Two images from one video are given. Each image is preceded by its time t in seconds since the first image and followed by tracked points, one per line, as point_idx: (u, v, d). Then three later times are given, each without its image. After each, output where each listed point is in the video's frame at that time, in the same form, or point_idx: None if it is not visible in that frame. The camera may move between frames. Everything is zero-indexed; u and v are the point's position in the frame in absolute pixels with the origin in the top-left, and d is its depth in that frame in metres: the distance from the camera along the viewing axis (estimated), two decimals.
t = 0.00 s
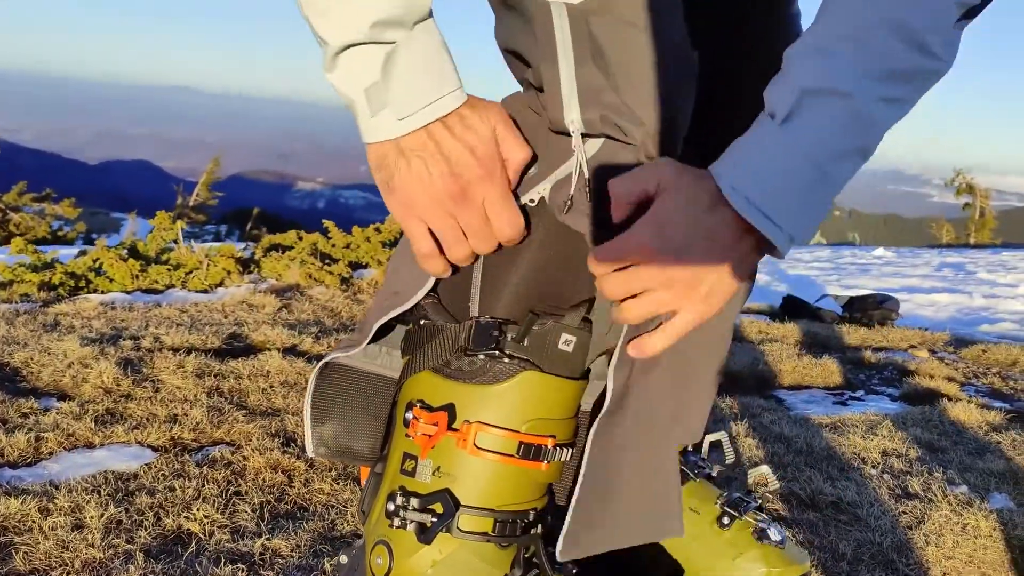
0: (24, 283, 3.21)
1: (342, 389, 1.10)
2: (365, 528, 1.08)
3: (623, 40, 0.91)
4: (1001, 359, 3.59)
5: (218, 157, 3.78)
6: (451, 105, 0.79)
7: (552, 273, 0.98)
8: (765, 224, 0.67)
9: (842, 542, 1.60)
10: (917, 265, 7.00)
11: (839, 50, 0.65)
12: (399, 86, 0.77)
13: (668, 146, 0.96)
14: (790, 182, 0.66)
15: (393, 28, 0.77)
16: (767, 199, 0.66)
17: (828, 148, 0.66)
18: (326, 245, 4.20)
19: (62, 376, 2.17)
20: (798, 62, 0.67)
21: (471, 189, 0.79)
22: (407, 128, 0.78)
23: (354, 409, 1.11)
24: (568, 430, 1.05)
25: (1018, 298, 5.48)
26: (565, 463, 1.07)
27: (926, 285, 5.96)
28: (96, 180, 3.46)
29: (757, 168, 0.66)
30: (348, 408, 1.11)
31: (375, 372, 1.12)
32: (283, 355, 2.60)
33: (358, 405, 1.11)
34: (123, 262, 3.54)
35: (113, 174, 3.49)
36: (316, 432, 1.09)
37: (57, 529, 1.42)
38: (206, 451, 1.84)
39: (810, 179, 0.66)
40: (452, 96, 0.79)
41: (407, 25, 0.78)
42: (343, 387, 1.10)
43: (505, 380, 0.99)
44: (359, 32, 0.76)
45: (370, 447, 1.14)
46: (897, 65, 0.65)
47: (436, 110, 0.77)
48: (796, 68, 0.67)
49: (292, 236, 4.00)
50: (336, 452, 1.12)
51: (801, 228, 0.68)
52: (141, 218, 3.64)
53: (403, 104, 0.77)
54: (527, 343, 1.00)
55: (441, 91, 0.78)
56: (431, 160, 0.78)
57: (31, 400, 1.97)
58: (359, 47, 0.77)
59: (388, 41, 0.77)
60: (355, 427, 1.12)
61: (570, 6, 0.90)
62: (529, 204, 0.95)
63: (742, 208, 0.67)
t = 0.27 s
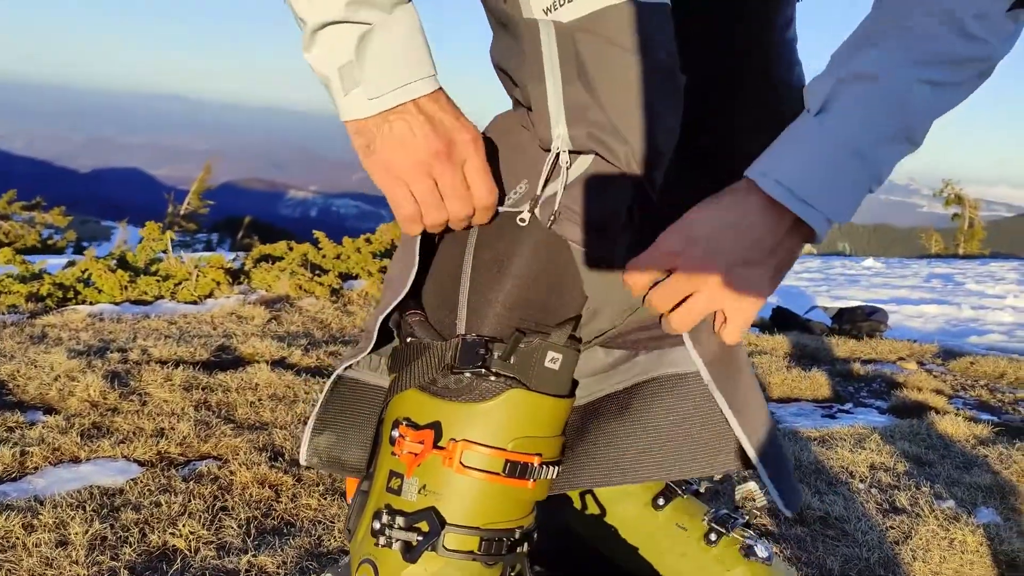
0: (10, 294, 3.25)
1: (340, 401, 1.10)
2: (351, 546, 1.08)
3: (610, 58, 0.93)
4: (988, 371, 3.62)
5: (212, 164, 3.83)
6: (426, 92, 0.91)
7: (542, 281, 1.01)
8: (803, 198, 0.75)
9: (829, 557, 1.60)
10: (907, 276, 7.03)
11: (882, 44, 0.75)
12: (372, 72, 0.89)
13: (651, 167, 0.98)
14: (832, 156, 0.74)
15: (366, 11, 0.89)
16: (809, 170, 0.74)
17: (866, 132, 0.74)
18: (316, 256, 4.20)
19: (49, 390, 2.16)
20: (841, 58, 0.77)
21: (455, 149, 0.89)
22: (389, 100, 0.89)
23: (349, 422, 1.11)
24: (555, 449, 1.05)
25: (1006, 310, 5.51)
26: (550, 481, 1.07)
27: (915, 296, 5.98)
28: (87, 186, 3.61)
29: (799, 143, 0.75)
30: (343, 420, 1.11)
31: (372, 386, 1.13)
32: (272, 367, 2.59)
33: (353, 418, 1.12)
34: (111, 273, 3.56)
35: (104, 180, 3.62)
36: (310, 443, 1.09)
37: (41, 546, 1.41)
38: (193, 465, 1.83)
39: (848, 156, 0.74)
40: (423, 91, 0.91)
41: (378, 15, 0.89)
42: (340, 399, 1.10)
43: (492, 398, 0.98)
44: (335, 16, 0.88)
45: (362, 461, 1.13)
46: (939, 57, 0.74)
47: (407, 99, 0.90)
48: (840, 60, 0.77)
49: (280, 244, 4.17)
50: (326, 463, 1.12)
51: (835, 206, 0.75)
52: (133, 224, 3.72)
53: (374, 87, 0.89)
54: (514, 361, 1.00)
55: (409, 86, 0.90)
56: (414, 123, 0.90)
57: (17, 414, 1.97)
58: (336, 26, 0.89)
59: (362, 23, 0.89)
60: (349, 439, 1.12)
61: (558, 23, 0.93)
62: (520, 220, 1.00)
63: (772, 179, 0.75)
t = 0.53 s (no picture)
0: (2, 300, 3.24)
1: (312, 413, 1.11)
2: (332, 554, 1.08)
3: (592, 66, 0.96)
4: (976, 378, 3.63)
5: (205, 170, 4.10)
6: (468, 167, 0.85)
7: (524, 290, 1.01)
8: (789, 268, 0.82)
9: (815, 564, 1.60)
10: (898, 284, 7.05)
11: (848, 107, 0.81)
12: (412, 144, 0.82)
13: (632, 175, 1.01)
14: (810, 224, 0.81)
15: (407, 77, 0.83)
16: (794, 242, 0.81)
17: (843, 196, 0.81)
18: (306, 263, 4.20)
19: (35, 397, 2.15)
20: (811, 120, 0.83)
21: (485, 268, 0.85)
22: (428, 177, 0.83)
23: (325, 434, 1.12)
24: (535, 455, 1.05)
25: (995, 317, 5.53)
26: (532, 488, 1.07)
27: (906, 303, 6.00)
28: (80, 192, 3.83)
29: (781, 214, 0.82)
30: (318, 432, 1.12)
31: (348, 396, 1.13)
32: (260, 374, 2.59)
33: (328, 430, 1.12)
34: (100, 279, 3.51)
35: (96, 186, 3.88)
36: (284, 456, 1.09)
37: (24, 553, 1.40)
38: (178, 472, 1.83)
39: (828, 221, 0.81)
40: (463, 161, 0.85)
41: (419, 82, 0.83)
42: (313, 412, 1.11)
43: (472, 406, 0.99)
44: (371, 86, 0.82)
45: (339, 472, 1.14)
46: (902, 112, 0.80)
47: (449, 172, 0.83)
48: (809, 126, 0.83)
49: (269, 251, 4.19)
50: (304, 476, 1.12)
51: (823, 270, 0.82)
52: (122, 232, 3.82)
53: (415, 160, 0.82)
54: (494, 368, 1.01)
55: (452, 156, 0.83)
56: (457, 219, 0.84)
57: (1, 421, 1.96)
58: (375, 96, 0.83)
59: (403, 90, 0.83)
60: (325, 451, 1.13)
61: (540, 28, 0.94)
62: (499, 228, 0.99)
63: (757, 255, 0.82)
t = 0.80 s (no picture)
0: None
1: (304, 421, 1.11)
2: (324, 559, 1.08)
3: (584, 66, 0.95)
4: (971, 382, 3.63)
5: (201, 173, 4.09)
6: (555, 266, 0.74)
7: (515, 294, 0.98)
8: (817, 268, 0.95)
9: (809, 569, 1.60)
10: (892, 288, 7.06)
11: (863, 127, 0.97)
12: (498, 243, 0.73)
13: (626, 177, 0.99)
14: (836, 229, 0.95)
15: (498, 173, 0.73)
16: (821, 243, 0.95)
17: (861, 202, 0.95)
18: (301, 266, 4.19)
19: (28, 400, 2.14)
20: (829, 135, 0.99)
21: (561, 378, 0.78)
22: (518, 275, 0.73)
23: (319, 440, 1.13)
24: (527, 460, 1.04)
25: (989, 322, 5.54)
26: (525, 495, 1.07)
27: (900, 308, 6.01)
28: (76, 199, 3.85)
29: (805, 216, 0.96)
30: (310, 439, 1.12)
31: (340, 402, 1.13)
32: (255, 378, 2.58)
33: (320, 436, 1.13)
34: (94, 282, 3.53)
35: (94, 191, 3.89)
36: (275, 461, 1.10)
37: (16, 557, 1.40)
38: (172, 475, 1.82)
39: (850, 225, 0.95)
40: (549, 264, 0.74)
41: (510, 178, 0.74)
42: (305, 419, 1.11)
43: (465, 411, 0.98)
44: (459, 181, 0.73)
45: (332, 477, 1.15)
46: (907, 129, 0.95)
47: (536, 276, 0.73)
48: (827, 141, 0.98)
49: (264, 255, 4.18)
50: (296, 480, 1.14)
51: (846, 271, 0.96)
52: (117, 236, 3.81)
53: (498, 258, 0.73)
54: (486, 372, 0.99)
55: (544, 261, 0.72)
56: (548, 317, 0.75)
57: None
58: (462, 193, 0.74)
59: (491, 188, 0.73)
60: (317, 457, 1.14)
61: (532, 29, 0.96)
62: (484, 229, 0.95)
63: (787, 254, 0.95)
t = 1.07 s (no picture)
0: None
1: (297, 428, 1.10)
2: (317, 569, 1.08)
3: (579, 74, 0.93)
4: (966, 389, 3.64)
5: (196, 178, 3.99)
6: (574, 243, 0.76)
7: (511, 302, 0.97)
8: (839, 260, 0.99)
9: None
10: (888, 295, 7.07)
11: (878, 127, 1.02)
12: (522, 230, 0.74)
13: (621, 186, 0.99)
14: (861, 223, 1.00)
15: (520, 161, 0.74)
16: (845, 237, 0.99)
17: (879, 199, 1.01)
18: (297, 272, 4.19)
19: (21, 407, 2.13)
20: (842, 136, 1.04)
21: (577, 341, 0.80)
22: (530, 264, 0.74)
23: (312, 448, 1.12)
24: (522, 471, 1.04)
25: (984, 328, 5.55)
26: (519, 505, 1.07)
27: (895, 314, 6.02)
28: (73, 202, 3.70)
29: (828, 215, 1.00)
30: (302, 447, 1.12)
31: (332, 409, 1.13)
32: (250, 384, 2.57)
33: (312, 444, 1.12)
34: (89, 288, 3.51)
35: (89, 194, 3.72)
36: (268, 470, 1.09)
37: (8, 565, 1.39)
38: (166, 483, 1.81)
39: (870, 220, 1.00)
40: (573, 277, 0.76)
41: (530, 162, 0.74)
42: (298, 427, 1.10)
43: (457, 421, 0.98)
44: (481, 171, 0.74)
45: (325, 485, 1.15)
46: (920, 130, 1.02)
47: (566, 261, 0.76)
48: (843, 142, 1.04)
49: (260, 261, 4.18)
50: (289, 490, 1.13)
51: (868, 264, 1.00)
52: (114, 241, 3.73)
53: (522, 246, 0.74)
54: (480, 383, 1.00)
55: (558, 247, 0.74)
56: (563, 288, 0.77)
57: None
58: (485, 181, 0.74)
59: (514, 175, 0.74)
60: (310, 467, 1.13)
61: (530, 34, 0.93)
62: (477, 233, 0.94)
63: (815, 249, 0.99)
